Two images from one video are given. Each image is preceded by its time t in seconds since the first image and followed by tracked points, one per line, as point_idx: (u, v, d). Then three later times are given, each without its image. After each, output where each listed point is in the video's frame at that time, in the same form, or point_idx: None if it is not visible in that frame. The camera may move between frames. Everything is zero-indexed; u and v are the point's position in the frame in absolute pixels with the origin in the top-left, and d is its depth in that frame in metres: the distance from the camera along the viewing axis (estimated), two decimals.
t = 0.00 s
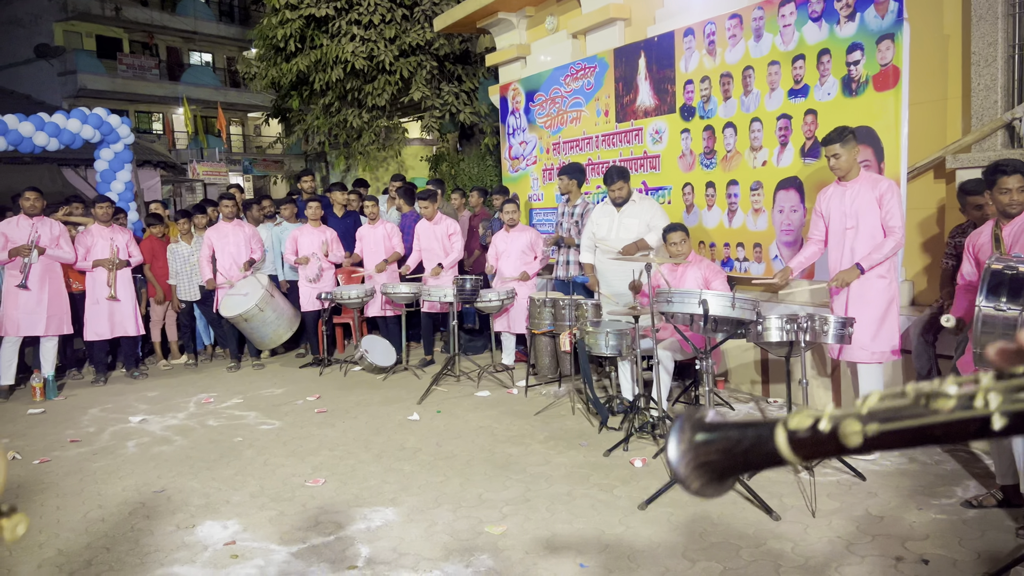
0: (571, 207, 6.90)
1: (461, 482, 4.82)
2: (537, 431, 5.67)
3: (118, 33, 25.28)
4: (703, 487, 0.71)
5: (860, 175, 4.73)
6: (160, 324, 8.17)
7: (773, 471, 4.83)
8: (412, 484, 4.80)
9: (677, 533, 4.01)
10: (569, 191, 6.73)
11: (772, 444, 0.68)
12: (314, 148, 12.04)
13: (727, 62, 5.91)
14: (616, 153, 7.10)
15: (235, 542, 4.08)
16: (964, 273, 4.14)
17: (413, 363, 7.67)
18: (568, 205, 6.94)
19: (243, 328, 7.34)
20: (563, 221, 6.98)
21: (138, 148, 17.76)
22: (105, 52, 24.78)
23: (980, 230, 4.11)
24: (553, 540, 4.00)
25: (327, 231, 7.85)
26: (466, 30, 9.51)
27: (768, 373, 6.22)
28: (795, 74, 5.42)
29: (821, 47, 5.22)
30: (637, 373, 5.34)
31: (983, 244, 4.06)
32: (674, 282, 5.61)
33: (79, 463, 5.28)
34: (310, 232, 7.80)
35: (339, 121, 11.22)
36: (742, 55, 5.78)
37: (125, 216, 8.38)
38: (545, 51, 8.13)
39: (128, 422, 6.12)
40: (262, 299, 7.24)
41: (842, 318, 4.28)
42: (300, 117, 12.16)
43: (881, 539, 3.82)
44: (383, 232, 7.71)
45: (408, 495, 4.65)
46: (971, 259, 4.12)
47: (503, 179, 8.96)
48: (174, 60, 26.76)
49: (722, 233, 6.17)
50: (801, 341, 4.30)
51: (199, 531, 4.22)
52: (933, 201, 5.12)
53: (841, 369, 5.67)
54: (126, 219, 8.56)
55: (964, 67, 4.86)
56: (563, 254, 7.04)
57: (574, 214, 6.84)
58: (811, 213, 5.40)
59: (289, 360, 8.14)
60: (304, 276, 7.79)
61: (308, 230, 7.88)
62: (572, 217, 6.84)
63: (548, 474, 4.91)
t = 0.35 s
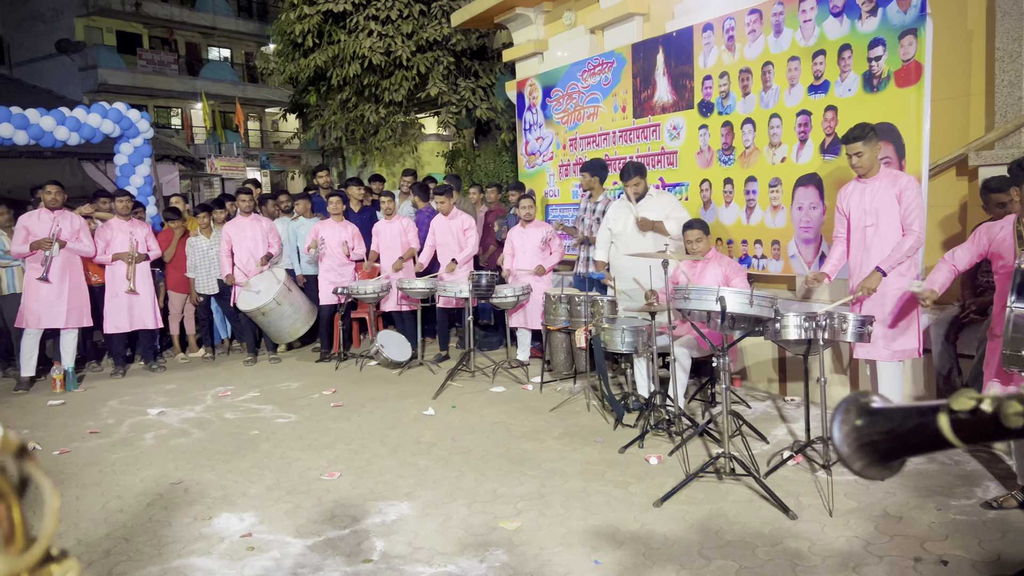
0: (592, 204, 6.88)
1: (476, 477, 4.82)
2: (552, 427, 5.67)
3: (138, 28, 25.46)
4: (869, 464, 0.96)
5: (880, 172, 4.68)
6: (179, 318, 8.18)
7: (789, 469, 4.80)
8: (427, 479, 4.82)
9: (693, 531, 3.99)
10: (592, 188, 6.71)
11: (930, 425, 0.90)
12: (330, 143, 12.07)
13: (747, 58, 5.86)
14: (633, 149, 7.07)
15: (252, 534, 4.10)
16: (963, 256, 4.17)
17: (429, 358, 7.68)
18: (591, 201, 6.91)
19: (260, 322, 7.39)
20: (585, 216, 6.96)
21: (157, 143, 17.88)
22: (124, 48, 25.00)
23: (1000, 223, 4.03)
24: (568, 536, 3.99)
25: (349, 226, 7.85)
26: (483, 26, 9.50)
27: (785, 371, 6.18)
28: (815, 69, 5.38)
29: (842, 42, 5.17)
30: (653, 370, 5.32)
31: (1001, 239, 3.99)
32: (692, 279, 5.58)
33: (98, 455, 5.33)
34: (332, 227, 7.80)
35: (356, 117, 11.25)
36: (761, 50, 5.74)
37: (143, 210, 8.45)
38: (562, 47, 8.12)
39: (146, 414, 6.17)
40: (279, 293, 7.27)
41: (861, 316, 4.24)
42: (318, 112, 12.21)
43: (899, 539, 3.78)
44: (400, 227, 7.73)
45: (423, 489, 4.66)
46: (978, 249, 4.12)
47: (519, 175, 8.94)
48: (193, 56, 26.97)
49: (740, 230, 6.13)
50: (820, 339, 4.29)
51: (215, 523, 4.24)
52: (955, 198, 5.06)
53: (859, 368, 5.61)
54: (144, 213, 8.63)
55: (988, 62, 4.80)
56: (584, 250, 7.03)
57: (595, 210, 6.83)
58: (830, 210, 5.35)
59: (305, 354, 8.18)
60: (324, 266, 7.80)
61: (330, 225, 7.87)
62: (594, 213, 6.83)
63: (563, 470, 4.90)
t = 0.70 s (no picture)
0: (614, 200, 6.88)
1: (492, 473, 4.82)
2: (569, 424, 5.65)
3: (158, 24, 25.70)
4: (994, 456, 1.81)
5: (905, 169, 4.63)
6: (199, 311, 8.28)
7: (808, 468, 4.76)
8: (443, 474, 4.82)
9: (709, 529, 3.97)
10: (614, 185, 6.69)
11: None
12: (348, 138, 12.11)
13: (768, 54, 5.82)
14: (652, 146, 7.03)
15: (269, 527, 4.13)
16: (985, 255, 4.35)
17: (445, 354, 7.68)
18: (614, 197, 6.89)
19: (278, 316, 7.43)
20: (608, 214, 6.99)
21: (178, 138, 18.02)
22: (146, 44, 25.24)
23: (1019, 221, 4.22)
24: (584, 533, 3.98)
25: (368, 222, 7.90)
26: (502, 21, 9.49)
27: (805, 369, 6.14)
28: (837, 65, 5.33)
29: (864, 38, 5.12)
30: (671, 367, 5.29)
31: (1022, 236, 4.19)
32: (712, 276, 5.55)
33: (118, 447, 5.38)
34: (351, 223, 7.82)
35: (375, 112, 11.28)
36: (782, 46, 5.69)
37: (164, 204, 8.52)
38: (580, 43, 8.05)
39: (166, 407, 6.22)
40: (296, 288, 7.31)
41: (882, 315, 4.22)
42: (336, 108, 12.25)
43: (919, 540, 3.74)
44: (418, 223, 7.73)
45: (440, 484, 4.66)
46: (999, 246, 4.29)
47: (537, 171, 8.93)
48: (213, 52, 27.18)
49: (759, 228, 6.08)
50: (840, 338, 4.24)
51: (233, 516, 4.27)
52: (979, 196, 4.99)
53: (880, 367, 5.55)
54: (165, 208, 8.71)
55: (1014, 58, 4.73)
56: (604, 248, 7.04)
57: (616, 207, 6.84)
58: (851, 207, 5.30)
59: (323, 349, 8.21)
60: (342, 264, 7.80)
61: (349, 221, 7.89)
62: (615, 210, 6.81)
63: (580, 467, 4.89)
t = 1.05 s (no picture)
0: (629, 196, 6.87)
1: (510, 469, 4.82)
2: (587, 421, 5.64)
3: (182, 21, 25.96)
4: None
5: (931, 167, 4.57)
6: (218, 305, 8.32)
7: (828, 468, 4.72)
8: (461, 469, 4.83)
9: (727, 528, 3.95)
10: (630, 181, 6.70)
11: None
12: (369, 135, 12.17)
13: (791, 49, 5.76)
14: (673, 142, 7.00)
15: (288, 520, 4.15)
16: None
17: (464, 350, 7.69)
18: (629, 194, 6.91)
19: (298, 311, 7.48)
20: (622, 210, 6.95)
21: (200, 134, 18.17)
22: (169, 40, 25.50)
23: None
24: (602, 530, 3.97)
25: (388, 218, 7.87)
26: (523, 17, 9.47)
27: (826, 367, 6.09)
28: (861, 61, 5.27)
29: (889, 33, 5.05)
30: (691, 365, 5.26)
31: None
32: (732, 273, 5.54)
33: (140, 439, 5.44)
34: (371, 219, 7.85)
35: (394, 109, 11.30)
36: (805, 42, 5.64)
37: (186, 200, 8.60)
38: (601, 39, 8.03)
39: (187, 400, 6.28)
40: (316, 282, 7.36)
41: (905, 314, 4.19)
42: (357, 104, 12.30)
43: (942, 541, 3.69)
44: (437, 219, 7.77)
45: (457, 480, 4.67)
46: None
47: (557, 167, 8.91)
48: (235, 48, 27.42)
49: (781, 225, 6.03)
50: (861, 336, 4.22)
51: (253, 509, 4.30)
52: (1006, 192, 4.95)
53: (902, 367, 5.50)
54: (187, 203, 8.79)
55: None
56: (620, 244, 7.03)
57: (632, 203, 6.81)
58: (875, 205, 5.24)
59: (342, 344, 8.26)
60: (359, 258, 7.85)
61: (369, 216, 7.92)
62: (631, 206, 6.82)
63: (598, 464, 4.88)
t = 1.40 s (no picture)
0: (644, 193, 6.85)
1: (529, 466, 4.82)
2: (607, 419, 5.63)
3: (205, 18, 26.14)
4: None
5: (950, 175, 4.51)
6: (238, 301, 8.44)
7: (850, 468, 4.68)
8: (480, 466, 4.84)
9: (748, 527, 3.93)
10: (645, 177, 6.69)
11: None
12: (390, 131, 12.22)
13: (815, 46, 5.72)
14: (694, 139, 6.95)
15: (308, 515, 4.18)
16: None
17: (483, 347, 7.70)
18: (642, 190, 6.88)
19: (319, 306, 7.53)
20: (636, 207, 6.92)
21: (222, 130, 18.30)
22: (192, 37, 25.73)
23: None
24: (621, 528, 3.96)
25: (406, 215, 7.92)
26: (545, 13, 9.45)
27: (848, 367, 6.03)
28: (887, 57, 5.21)
29: (915, 29, 4.99)
30: (711, 363, 5.24)
31: None
32: (752, 272, 5.49)
33: (163, 433, 5.50)
34: (389, 216, 7.87)
35: (415, 105, 11.31)
36: (830, 38, 5.59)
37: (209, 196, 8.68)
38: (622, 35, 7.95)
39: (209, 394, 6.35)
40: (338, 278, 7.39)
41: (930, 313, 4.12)
42: (377, 101, 12.33)
43: (966, 544, 3.65)
44: (458, 220, 7.79)
45: (476, 476, 4.68)
46: None
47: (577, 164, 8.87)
48: (257, 45, 27.61)
49: (803, 222, 5.98)
50: (885, 335, 4.16)
51: (274, 503, 4.34)
52: None
53: (928, 368, 5.44)
54: (210, 199, 8.86)
55: None
56: (635, 241, 7.02)
57: (647, 200, 6.79)
58: (899, 202, 5.19)
59: (362, 340, 8.30)
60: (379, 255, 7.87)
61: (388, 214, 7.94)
62: (645, 203, 6.80)
63: (618, 462, 4.87)
